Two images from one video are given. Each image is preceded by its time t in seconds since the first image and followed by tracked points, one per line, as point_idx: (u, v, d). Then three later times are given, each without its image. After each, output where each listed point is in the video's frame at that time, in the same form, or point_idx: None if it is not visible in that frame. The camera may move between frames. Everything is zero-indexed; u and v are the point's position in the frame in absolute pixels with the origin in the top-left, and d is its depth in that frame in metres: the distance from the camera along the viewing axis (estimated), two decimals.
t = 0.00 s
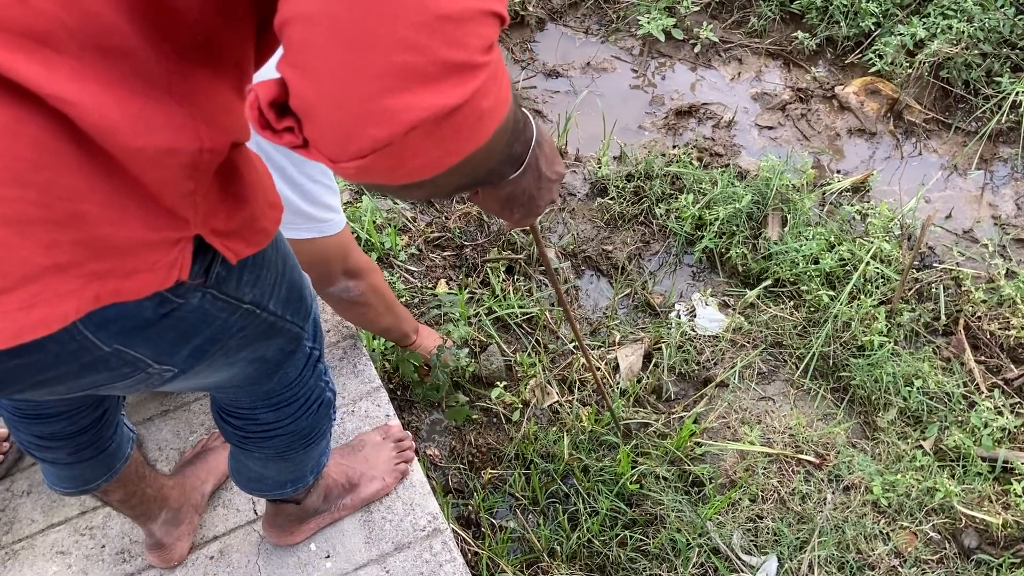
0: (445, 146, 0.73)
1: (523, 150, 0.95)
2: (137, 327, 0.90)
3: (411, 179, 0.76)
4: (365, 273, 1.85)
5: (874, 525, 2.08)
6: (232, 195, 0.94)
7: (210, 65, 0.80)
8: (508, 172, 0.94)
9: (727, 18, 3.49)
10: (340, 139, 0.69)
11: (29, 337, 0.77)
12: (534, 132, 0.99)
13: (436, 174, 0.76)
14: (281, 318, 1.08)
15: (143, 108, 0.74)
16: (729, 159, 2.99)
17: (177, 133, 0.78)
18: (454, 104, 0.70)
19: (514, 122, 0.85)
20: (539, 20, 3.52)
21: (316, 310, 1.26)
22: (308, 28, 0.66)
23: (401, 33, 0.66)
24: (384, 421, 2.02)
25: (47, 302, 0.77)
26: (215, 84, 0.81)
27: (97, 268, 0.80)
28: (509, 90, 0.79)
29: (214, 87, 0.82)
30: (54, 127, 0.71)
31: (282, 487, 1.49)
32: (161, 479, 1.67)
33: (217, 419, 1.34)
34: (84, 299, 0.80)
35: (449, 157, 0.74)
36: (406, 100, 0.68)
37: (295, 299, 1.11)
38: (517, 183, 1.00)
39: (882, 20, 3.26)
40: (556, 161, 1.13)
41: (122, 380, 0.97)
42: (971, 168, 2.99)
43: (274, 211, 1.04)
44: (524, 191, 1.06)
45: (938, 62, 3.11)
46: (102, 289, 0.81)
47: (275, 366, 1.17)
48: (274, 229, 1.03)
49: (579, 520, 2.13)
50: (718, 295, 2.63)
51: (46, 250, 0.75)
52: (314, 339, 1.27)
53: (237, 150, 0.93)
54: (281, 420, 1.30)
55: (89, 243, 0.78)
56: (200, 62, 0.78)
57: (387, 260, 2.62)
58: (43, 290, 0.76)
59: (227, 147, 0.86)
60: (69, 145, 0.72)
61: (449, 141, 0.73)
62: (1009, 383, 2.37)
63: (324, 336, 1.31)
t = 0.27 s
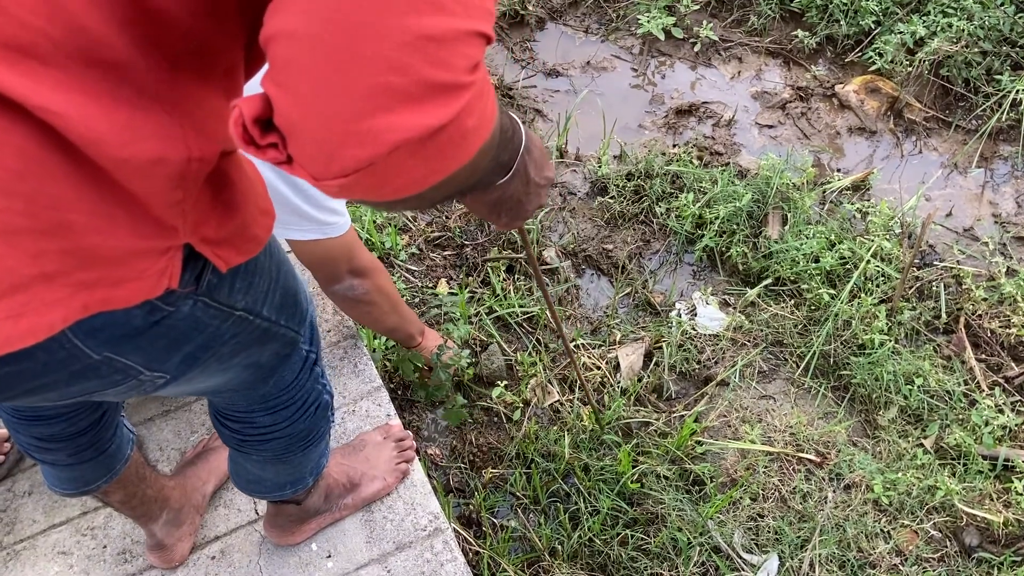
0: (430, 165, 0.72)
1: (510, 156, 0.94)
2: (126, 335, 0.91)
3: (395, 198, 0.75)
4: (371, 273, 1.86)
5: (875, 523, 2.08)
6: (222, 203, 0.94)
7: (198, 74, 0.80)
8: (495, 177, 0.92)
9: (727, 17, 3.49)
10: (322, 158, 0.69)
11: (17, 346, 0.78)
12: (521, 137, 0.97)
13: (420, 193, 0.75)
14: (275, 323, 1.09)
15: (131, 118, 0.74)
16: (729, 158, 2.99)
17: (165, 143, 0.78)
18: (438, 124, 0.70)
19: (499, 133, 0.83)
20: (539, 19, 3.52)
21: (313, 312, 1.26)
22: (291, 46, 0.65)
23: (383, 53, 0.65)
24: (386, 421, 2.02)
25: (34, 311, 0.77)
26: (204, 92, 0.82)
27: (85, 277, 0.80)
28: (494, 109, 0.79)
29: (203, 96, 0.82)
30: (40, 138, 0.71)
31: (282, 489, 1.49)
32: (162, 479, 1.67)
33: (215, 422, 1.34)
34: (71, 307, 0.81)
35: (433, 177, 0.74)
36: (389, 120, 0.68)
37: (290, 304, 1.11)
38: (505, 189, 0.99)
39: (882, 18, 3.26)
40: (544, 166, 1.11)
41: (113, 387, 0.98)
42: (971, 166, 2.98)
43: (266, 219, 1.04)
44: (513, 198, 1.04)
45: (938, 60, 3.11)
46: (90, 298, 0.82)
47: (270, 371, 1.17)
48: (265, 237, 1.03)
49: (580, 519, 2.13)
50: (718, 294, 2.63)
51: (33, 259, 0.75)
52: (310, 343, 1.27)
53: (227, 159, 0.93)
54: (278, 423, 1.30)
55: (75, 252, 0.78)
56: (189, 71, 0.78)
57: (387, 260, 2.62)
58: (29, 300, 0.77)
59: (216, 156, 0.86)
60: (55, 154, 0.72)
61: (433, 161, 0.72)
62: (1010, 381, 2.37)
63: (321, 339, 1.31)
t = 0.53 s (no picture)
0: (412, 193, 0.72)
1: (499, 168, 0.95)
2: (115, 343, 0.92)
3: (376, 222, 0.75)
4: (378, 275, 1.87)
5: (875, 524, 2.08)
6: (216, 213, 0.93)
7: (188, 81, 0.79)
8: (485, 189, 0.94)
9: (726, 18, 3.49)
10: (303, 185, 0.68)
11: (10, 351, 0.79)
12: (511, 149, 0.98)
13: (401, 217, 0.75)
14: (269, 329, 1.09)
15: (119, 130, 0.74)
16: (729, 158, 2.99)
17: (155, 152, 0.78)
18: (421, 155, 0.69)
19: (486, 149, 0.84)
20: (538, 20, 3.52)
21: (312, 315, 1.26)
22: (276, 70, 0.64)
23: (369, 84, 0.64)
24: (387, 422, 2.03)
25: (24, 316, 0.78)
26: (194, 102, 0.81)
27: (73, 284, 0.81)
28: (480, 133, 0.78)
29: (193, 106, 0.81)
30: (29, 149, 0.71)
31: (281, 491, 1.49)
32: (163, 480, 1.67)
33: (214, 424, 1.35)
34: (61, 313, 0.81)
35: (414, 203, 0.74)
36: (372, 150, 0.67)
37: (286, 309, 1.12)
38: (493, 200, 1.00)
39: (882, 19, 3.26)
40: (534, 176, 1.13)
41: (104, 393, 1.00)
42: (971, 167, 2.99)
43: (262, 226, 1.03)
44: (502, 207, 1.05)
45: (938, 61, 3.11)
46: (79, 304, 0.82)
47: (267, 373, 1.18)
48: (259, 244, 1.01)
49: (580, 520, 2.13)
50: (718, 295, 2.64)
51: (22, 267, 0.76)
52: (308, 346, 1.27)
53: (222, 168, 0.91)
54: (277, 426, 1.31)
55: (64, 260, 0.79)
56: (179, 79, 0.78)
57: (387, 261, 2.63)
58: (19, 307, 0.78)
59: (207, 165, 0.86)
60: (44, 164, 0.72)
61: (415, 189, 0.72)
62: (1010, 381, 2.37)
63: (320, 342, 1.31)
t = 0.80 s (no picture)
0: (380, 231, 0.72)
1: (485, 191, 0.98)
2: (100, 349, 0.93)
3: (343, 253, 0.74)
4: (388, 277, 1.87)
5: (876, 525, 2.08)
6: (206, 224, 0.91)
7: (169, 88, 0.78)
8: (470, 211, 0.98)
9: (727, 19, 3.49)
10: (270, 218, 0.67)
11: None
12: (501, 172, 1.02)
13: (369, 250, 0.75)
14: (261, 336, 1.09)
15: (100, 139, 0.73)
16: (730, 160, 2.99)
17: (141, 162, 0.77)
18: (390, 195, 0.69)
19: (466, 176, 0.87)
20: (539, 22, 3.52)
21: (311, 318, 1.26)
22: (248, 102, 0.63)
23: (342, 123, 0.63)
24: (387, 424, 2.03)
25: (4, 320, 0.79)
26: (177, 111, 0.80)
27: (56, 291, 0.81)
28: (456, 170, 0.77)
29: (175, 116, 0.80)
30: (11, 159, 0.71)
31: (279, 493, 1.49)
32: (164, 482, 1.68)
33: (211, 425, 1.35)
34: (43, 319, 0.82)
35: (382, 238, 0.73)
36: (341, 189, 0.66)
37: (281, 315, 1.12)
38: (478, 219, 1.04)
39: (882, 20, 3.26)
40: (527, 196, 1.16)
41: (90, 396, 1.02)
42: (971, 168, 2.99)
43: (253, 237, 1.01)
44: (489, 226, 1.09)
45: (938, 62, 3.11)
46: (62, 310, 0.82)
47: (262, 377, 1.18)
48: (248, 255, 1.00)
49: (581, 522, 2.13)
50: (719, 296, 2.64)
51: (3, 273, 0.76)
52: (306, 350, 1.27)
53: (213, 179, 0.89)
54: (274, 428, 1.31)
55: (45, 266, 0.78)
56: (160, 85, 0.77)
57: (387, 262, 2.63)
58: None
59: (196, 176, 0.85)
60: (27, 173, 0.72)
61: (383, 226, 0.72)
62: (1011, 383, 2.37)
63: (319, 345, 1.31)
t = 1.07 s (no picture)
0: (347, 250, 0.74)
1: (467, 203, 1.01)
2: (90, 347, 0.94)
3: (311, 269, 0.76)
4: (389, 284, 1.91)
5: (876, 526, 2.08)
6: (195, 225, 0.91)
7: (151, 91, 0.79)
8: (452, 221, 1.01)
9: (727, 21, 3.50)
10: (240, 234, 0.69)
11: None
12: (486, 184, 1.05)
13: (337, 267, 0.77)
14: (256, 336, 1.09)
15: (87, 141, 0.74)
16: (729, 162, 3.00)
17: (130, 163, 0.78)
18: (358, 217, 0.71)
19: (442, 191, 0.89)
20: (539, 24, 3.53)
21: (309, 317, 1.25)
22: (223, 119, 0.64)
23: (315, 145, 0.65)
24: (387, 425, 2.03)
25: None
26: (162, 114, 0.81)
27: (44, 290, 0.81)
28: (427, 193, 0.80)
29: (160, 120, 0.81)
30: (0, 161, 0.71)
31: (278, 492, 1.49)
32: (165, 482, 1.68)
33: (210, 423, 1.35)
34: (31, 317, 0.82)
35: (350, 257, 0.76)
36: (311, 209, 0.68)
37: (277, 315, 1.11)
38: (461, 229, 1.07)
39: (882, 22, 3.27)
40: (514, 208, 1.19)
41: (81, 393, 1.03)
42: (971, 170, 2.99)
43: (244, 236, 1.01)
44: (473, 236, 1.12)
45: (938, 64, 3.12)
46: (50, 309, 0.83)
47: (258, 376, 1.18)
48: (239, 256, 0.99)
49: (581, 523, 2.13)
50: (719, 297, 2.64)
51: None
52: (304, 348, 1.26)
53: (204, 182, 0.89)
54: (272, 427, 1.31)
55: (34, 266, 0.78)
56: (143, 87, 0.78)
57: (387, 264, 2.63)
58: None
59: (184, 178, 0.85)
60: (17, 175, 0.73)
61: (351, 246, 0.74)
62: (1010, 384, 2.37)
63: (317, 344, 1.30)
